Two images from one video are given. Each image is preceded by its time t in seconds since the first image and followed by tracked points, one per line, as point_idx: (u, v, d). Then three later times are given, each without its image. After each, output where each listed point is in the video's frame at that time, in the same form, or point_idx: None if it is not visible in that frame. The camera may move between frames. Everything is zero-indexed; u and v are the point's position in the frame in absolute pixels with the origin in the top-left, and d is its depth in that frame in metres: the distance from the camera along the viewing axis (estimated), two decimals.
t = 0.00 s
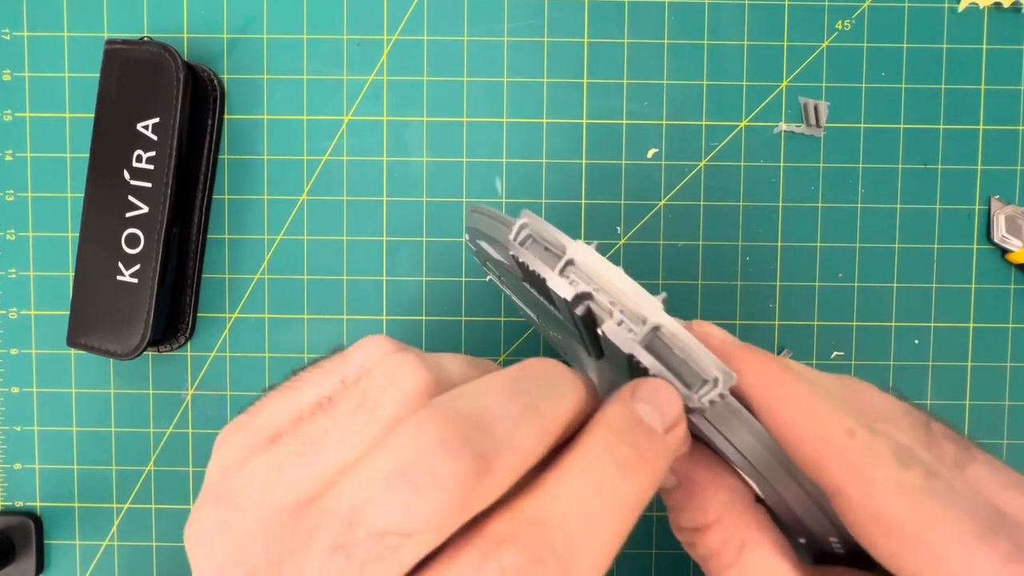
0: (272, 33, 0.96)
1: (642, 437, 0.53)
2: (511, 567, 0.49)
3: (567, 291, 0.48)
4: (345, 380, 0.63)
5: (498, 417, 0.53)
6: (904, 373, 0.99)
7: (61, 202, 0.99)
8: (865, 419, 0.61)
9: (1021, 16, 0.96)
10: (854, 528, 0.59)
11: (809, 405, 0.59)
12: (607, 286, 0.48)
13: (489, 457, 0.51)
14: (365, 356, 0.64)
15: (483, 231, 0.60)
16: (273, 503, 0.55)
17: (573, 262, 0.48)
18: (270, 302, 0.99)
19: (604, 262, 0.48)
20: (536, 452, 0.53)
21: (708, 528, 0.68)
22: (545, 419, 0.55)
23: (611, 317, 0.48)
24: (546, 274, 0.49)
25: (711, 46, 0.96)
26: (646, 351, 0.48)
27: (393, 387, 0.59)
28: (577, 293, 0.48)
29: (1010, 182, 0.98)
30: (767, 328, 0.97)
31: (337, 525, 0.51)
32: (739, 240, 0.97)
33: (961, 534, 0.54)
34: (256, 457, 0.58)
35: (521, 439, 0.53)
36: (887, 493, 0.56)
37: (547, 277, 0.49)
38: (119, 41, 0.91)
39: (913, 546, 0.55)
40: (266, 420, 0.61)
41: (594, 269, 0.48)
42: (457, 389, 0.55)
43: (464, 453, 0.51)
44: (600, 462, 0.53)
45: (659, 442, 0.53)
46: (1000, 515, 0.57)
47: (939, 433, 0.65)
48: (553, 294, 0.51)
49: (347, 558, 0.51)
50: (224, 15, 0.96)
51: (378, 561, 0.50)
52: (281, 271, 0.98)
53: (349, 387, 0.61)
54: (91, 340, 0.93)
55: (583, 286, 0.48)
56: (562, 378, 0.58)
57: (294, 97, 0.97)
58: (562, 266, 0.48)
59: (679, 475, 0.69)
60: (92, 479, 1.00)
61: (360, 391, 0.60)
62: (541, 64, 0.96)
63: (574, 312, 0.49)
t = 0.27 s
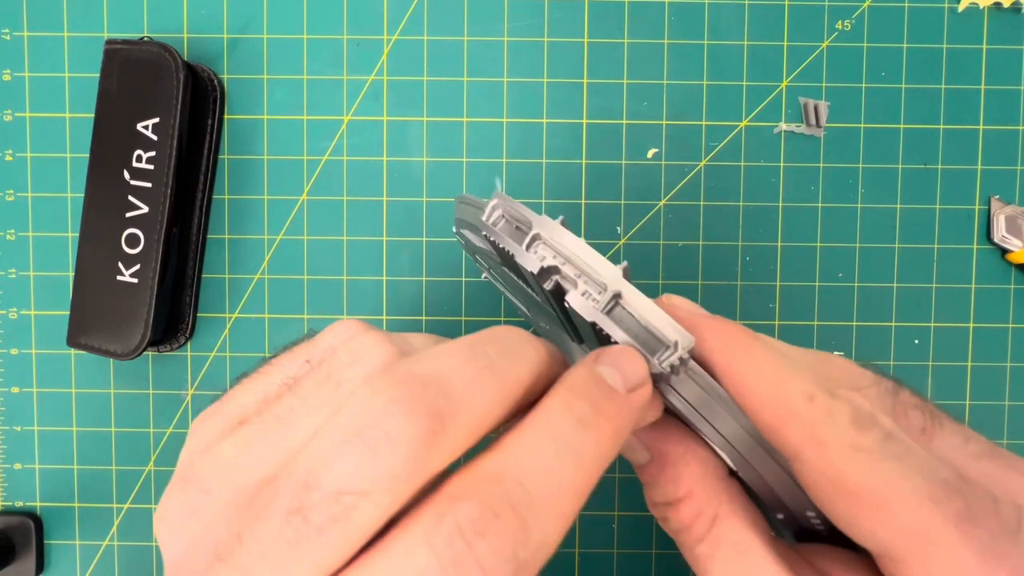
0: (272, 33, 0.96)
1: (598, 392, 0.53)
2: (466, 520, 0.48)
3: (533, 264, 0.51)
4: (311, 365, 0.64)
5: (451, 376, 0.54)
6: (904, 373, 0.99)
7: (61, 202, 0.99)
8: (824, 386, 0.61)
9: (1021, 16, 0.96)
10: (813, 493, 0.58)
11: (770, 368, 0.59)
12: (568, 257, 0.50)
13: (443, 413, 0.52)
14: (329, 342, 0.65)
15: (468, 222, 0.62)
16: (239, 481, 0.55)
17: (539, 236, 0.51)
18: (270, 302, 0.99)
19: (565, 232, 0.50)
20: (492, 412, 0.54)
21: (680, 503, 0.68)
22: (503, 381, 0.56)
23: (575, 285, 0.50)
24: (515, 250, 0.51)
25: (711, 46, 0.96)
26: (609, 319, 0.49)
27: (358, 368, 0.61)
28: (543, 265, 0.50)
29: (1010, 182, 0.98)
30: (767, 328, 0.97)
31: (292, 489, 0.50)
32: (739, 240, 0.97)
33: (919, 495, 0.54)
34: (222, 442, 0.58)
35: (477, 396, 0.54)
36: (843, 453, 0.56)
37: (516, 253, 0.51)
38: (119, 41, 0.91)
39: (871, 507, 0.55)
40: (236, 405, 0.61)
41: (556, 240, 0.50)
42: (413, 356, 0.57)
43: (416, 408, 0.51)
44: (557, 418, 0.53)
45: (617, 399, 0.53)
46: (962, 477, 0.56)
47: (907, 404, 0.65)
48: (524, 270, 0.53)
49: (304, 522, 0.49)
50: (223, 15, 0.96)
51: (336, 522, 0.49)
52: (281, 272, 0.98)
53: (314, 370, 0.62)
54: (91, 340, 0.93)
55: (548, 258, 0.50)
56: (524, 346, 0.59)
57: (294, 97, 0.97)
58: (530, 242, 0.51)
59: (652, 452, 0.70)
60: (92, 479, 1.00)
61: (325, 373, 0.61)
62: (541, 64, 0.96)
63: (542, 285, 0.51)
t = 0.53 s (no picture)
0: (272, 33, 0.96)
1: (577, 361, 0.53)
2: (439, 483, 0.49)
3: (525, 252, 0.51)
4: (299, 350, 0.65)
5: (428, 349, 0.54)
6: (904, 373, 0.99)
7: (61, 202, 0.99)
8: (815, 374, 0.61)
9: (1021, 16, 0.96)
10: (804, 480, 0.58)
11: (762, 355, 0.59)
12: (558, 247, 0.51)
13: (422, 384, 0.52)
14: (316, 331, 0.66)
15: (465, 217, 0.63)
16: (227, 466, 0.57)
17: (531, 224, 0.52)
18: (270, 302, 0.99)
19: (554, 220, 0.51)
20: (473, 381, 0.54)
21: (672, 491, 0.68)
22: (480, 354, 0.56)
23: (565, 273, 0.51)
24: (507, 239, 0.52)
25: (711, 46, 0.96)
26: (601, 309, 0.50)
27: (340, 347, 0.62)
28: (534, 255, 0.51)
29: (1011, 182, 0.98)
30: (767, 328, 0.97)
31: (274, 463, 0.52)
32: (739, 240, 0.97)
33: (907, 481, 0.54)
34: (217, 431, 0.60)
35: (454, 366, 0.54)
36: (832, 440, 0.56)
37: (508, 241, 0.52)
38: (119, 41, 0.91)
39: (859, 492, 0.55)
40: (227, 393, 0.62)
41: (545, 228, 0.51)
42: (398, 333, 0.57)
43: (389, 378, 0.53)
44: (534, 388, 0.52)
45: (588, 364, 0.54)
46: (951, 463, 0.58)
47: (897, 391, 0.66)
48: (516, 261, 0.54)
49: (286, 494, 0.50)
50: (223, 15, 0.96)
51: (317, 492, 0.50)
52: (281, 271, 0.98)
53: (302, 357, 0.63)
54: (91, 340, 0.93)
55: (540, 246, 0.51)
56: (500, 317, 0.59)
57: (294, 97, 0.97)
58: (522, 233, 0.51)
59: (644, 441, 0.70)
60: (92, 479, 1.00)
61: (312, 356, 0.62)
62: (541, 64, 0.96)
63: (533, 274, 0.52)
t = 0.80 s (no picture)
0: (272, 33, 0.96)
1: (576, 355, 0.52)
2: (436, 472, 0.49)
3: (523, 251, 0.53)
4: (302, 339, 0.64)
5: (426, 338, 0.55)
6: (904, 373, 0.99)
7: (61, 202, 0.99)
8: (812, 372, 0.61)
9: (1021, 15, 0.96)
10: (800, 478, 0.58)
11: (761, 354, 0.59)
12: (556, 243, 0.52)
13: (420, 371, 0.53)
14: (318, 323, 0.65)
15: (464, 217, 0.63)
16: (226, 452, 0.56)
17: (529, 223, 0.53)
18: (270, 302, 0.99)
19: (553, 219, 0.52)
20: (469, 372, 0.55)
21: (668, 490, 0.68)
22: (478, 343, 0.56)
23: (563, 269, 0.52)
24: (505, 238, 0.53)
25: (711, 46, 0.96)
26: (597, 305, 0.51)
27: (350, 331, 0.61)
28: (533, 253, 0.52)
29: (1011, 181, 0.98)
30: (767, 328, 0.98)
31: (273, 446, 0.52)
32: (739, 240, 0.97)
33: (904, 478, 0.54)
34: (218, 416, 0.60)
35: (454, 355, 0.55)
36: (829, 438, 0.56)
37: (506, 240, 0.54)
38: (119, 41, 0.91)
39: (855, 491, 0.55)
40: (228, 383, 0.62)
41: (543, 226, 0.52)
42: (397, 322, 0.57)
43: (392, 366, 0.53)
44: (532, 380, 0.52)
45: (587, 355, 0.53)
46: (946, 461, 0.58)
47: (895, 389, 0.66)
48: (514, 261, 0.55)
49: (284, 475, 0.50)
50: (223, 15, 0.96)
51: (315, 473, 0.50)
52: (281, 272, 0.98)
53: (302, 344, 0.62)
54: (91, 340, 0.93)
55: (538, 243, 0.52)
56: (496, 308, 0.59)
57: (294, 98, 0.97)
58: (521, 230, 0.53)
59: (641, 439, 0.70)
60: (92, 479, 1.00)
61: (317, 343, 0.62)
62: (541, 64, 0.96)
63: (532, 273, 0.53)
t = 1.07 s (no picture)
0: (272, 33, 0.96)
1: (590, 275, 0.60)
2: (470, 322, 0.56)
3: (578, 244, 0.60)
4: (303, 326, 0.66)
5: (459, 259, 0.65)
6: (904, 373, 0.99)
7: (61, 202, 0.99)
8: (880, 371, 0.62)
9: (1021, 15, 0.96)
10: (864, 475, 0.60)
11: (830, 360, 0.61)
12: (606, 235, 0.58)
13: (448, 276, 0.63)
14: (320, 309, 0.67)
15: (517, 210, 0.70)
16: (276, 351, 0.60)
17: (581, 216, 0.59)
18: (270, 302, 0.99)
19: (604, 209, 0.57)
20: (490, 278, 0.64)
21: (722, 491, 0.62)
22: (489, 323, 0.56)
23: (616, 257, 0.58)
24: (566, 231, 0.60)
25: (711, 46, 0.96)
26: (657, 296, 0.56)
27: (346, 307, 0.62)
28: (592, 242, 0.58)
29: (1011, 182, 0.98)
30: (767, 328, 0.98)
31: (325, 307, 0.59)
32: (739, 240, 0.97)
33: (982, 483, 0.56)
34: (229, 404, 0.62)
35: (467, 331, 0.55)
36: (902, 436, 0.57)
37: (567, 233, 0.60)
38: (119, 41, 0.91)
39: (928, 490, 0.57)
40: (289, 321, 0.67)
41: (590, 215, 0.58)
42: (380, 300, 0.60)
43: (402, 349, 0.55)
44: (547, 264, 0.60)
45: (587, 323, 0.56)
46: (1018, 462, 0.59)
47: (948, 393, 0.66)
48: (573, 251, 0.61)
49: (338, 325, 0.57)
50: (223, 15, 0.96)
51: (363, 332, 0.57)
52: (281, 272, 0.98)
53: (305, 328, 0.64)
54: (91, 340, 0.93)
55: (590, 234, 0.59)
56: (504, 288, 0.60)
57: (294, 98, 0.97)
58: (578, 217, 0.59)
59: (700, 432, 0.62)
60: (92, 478, 1.00)
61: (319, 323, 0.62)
62: (541, 63, 0.96)
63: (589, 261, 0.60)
